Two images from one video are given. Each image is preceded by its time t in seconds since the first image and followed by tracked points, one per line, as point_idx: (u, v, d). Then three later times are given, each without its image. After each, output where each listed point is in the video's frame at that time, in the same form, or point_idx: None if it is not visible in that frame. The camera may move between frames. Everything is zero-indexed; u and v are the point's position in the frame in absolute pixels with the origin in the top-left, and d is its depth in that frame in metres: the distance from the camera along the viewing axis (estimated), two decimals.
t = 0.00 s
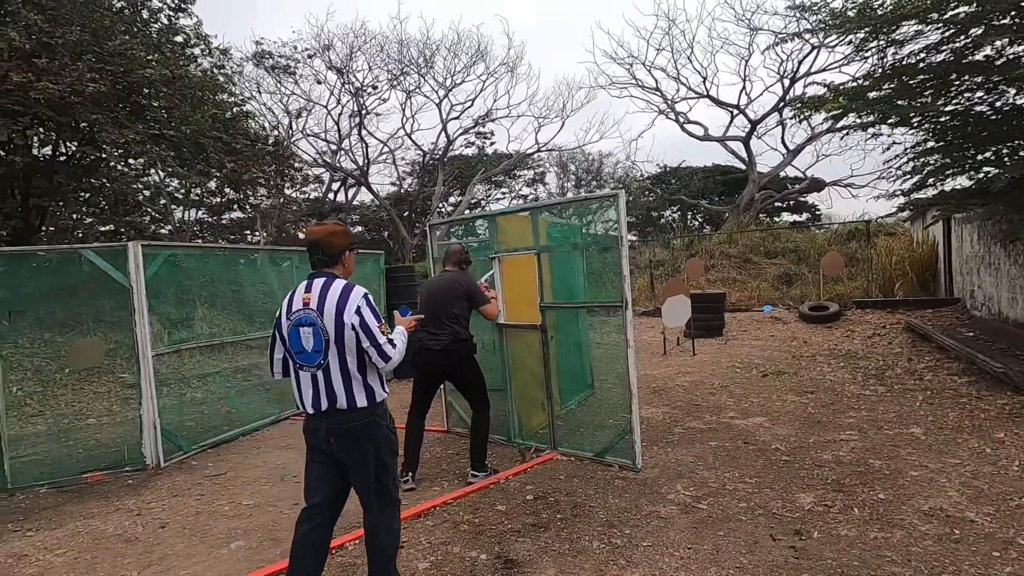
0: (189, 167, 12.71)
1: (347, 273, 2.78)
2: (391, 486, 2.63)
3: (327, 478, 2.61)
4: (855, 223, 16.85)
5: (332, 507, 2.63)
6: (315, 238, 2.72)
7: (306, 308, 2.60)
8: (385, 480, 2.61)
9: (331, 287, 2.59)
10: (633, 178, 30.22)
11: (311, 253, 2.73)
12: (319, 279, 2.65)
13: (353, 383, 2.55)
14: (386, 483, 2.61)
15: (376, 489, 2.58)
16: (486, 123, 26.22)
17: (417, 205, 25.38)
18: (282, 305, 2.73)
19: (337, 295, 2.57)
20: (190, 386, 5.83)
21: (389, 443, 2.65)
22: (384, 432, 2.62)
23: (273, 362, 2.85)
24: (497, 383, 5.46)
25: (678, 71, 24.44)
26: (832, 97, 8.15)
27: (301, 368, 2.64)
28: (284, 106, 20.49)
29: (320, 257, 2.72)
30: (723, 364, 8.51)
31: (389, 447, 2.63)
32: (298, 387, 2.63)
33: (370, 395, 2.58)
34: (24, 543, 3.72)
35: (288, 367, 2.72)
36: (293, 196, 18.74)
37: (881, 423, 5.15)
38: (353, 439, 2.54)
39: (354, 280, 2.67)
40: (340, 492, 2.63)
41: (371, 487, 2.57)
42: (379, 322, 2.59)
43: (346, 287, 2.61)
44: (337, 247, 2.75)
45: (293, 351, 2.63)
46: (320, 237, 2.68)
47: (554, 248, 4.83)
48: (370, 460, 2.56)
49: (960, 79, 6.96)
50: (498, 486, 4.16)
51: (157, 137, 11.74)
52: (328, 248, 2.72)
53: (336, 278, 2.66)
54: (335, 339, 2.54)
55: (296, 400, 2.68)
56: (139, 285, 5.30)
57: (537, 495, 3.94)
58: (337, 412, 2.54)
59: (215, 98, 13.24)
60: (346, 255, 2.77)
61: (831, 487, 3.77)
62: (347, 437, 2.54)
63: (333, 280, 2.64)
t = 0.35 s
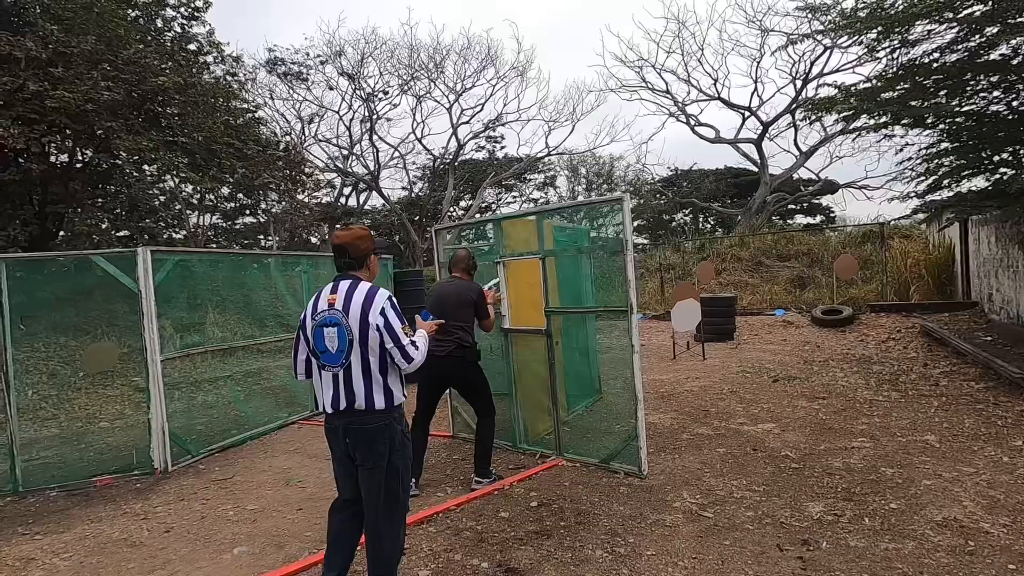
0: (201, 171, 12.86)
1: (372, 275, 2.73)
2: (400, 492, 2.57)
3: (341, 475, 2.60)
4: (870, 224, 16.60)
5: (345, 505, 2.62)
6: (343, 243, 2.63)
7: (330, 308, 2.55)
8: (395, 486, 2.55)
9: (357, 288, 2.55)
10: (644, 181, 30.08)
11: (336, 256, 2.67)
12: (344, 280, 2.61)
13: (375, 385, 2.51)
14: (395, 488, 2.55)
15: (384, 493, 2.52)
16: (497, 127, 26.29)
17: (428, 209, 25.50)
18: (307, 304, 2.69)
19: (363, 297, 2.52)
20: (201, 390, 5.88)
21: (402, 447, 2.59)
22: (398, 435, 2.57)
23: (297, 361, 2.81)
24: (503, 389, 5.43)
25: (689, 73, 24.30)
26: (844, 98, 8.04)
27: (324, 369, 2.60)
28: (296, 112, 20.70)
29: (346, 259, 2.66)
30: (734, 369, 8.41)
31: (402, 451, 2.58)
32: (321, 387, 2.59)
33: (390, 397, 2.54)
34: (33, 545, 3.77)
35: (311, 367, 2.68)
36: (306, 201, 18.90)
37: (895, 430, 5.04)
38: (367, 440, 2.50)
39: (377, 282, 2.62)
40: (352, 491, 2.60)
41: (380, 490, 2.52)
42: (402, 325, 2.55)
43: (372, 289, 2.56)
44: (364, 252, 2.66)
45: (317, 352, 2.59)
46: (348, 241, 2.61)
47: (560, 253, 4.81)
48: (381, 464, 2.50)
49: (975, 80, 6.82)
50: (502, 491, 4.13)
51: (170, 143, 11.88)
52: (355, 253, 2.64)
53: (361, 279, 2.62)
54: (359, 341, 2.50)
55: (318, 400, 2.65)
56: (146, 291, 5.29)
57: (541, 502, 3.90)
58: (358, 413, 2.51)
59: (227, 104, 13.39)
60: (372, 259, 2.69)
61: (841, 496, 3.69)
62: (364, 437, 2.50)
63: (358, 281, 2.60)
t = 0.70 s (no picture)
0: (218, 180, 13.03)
1: (369, 286, 2.65)
2: (397, 505, 2.47)
3: (337, 489, 2.51)
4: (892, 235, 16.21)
5: (338, 520, 2.51)
6: (339, 255, 2.58)
7: (325, 320, 2.50)
8: (391, 498, 2.45)
9: (350, 301, 2.48)
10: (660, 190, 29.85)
11: (333, 267, 2.61)
12: (340, 292, 2.55)
13: (368, 398, 2.43)
14: (390, 501, 2.45)
15: (379, 507, 2.42)
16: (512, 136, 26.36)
17: (443, 218, 25.58)
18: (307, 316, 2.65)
19: (355, 309, 2.45)
20: (209, 398, 5.85)
21: (400, 458, 2.50)
22: (395, 447, 2.48)
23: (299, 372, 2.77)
24: (510, 401, 5.32)
25: (706, 83, 24.12)
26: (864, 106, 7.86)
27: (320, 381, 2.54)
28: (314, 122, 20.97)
29: (342, 271, 2.60)
30: (750, 383, 8.21)
31: (399, 462, 2.48)
32: (317, 399, 2.54)
33: (383, 411, 2.45)
34: (33, 554, 3.76)
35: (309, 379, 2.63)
36: (323, 210, 19.09)
37: (918, 450, 4.82)
38: (362, 452, 2.41)
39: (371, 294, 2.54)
40: (348, 506, 2.51)
41: (376, 504, 2.42)
42: (393, 338, 2.45)
43: (365, 301, 2.48)
44: (360, 265, 2.59)
45: (313, 364, 2.54)
46: (342, 253, 2.55)
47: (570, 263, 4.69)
48: (377, 475, 2.41)
49: (1001, 87, 6.61)
50: (507, 509, 4.01)
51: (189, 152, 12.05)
52: (350, 265, 2.57)
53: (355, 292, 2.55)
54: (350, 354, 2.42)
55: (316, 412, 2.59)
56: (154, 299, 5.28)
57: (545, 521, 3.78)
58: (352, 426, 2.43)
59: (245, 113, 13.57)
60: (368, 271, 2.62)
61: (861, 521, 3.51)
62: (359, 450, 2.42)
63: (352, 293, 2.53)
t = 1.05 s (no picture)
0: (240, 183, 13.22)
1: (364, 289, 2.59)
2: (393, 509, 2.38)
3: (333, 492, 2.45)
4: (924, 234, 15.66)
5: (335, 523, 2.46)
6: (332, 258, 2.52)
7: (319, 322, 2.45)
8: (388, 502, 2.37)
9: (343, 302, 2.42)
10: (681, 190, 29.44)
11: (329, 270, 2.56)
12: (334, 294, 2.50)
13: (361, 400, 2.36)
14: (386, 505, 2.36)
15: (375, 511, 2.34)
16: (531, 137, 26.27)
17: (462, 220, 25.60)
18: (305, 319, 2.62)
19: (346, 311, 2.39)
20: (226, 401, 5.86)
21: (397, 461, 2.42)
22: (391, 449, 2.40)
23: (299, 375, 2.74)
24: (524, 404, 5.23)
25: (728, 80, 23.69)
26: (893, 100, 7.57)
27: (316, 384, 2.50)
28: (335, 126, 21.18)
29: (337, 274, 2.54)
30: (774, 386, 7.96)
31: (395, 465, 2.40)
32: (314, 401, 2.50)
33: (377, 414, 2.38)
34: (49, 553, 3.79)
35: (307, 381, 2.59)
36: (343, 212, 19.26)
37: (953, 459, 4.58)
38: (357, 454, 2.35)
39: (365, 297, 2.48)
40: (344, 509, 2.45)
41: (371, 507, 2.34)
42: (384, 340, 2.37)
43: (357, 303, 2.42)
44: (354, 268, 2.53)
45: (309, 366, 2.50)
46: (336, 256, 2.49)
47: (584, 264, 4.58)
48: (372, 478, 2.34)
49: None
50: (518, 515, 3.91)
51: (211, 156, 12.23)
52: (344, 268, 2.52)
53: (348, 294, 2.49)
54: (341, 355, 2.36)
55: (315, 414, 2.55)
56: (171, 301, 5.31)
57: (557, 528, 3.67)
58: (346, 429, 2.37)
59: (266, 118, 13.74)
60: (363, 274, 2.56)
61: (890, 534, 3.33)
62: (353, 454, 2.36)
63: (345, 295, 2.47)
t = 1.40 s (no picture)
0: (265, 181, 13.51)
1: (375, 286, 2.65)
2: (403, 501, 2.44)
3: (346, 484, 2.52)
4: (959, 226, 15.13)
5: (349, 514, 2.53)
6: (341, 258, 2.58)
7: (330, 319, 2.52)
8: (398, 495, 2.43)
9: (353, 299, 2.48)
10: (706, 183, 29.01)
11: (340, 269, 2.62)
12: (345, 292, 2.56)
13: (372, 394, 2.42)
14: (396, 498, 2.42)
15: (385, 503, 2.40)
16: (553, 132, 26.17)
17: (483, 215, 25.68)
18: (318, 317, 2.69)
19: (356, 306, 2.45)
20: (252, 394, 6.03)
21: (407, 454, 2.48)
22: (401, 443, 2.45)
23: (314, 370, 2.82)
24: (541, 398, 5.26)
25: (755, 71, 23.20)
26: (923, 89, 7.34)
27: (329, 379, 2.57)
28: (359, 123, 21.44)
29: (347, 273, 2.61)
30: (797, 383, 7.83)
31: (405, 458, 2.46)
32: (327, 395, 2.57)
33: (387, 406, 2.43)
34: (84, 538, 3.98)
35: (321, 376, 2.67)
36: (367, 209, 19.51)
37: (981, 459, 4.46)
38: (368, 447, 2.41)
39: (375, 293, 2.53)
40: (357, 501, 2.52)
41: (381, 499, 2.41)
42: (393, 334, 2.42)
43: (367, 300, 2.48)
44: (363, 266, 2.59)
45: (322, 361, 2.57)
46: (346, 255, 2.55)
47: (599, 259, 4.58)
48: (383, 471, 2.40)
49: None
50: (533, 509, 3.95)
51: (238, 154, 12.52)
52: (354, 267, 2.58)
53: (359, 291, 2.55)
54: (352, 349, 2.42)
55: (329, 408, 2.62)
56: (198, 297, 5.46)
57: (570, 523, 3.70)
58: (358, 421, 2.43)
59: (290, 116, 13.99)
60: (373, 272, 2.62)
61: (909, 535, 3.27)
62: (365, 446, 2.42)
63: (356, 292, 2.53)
